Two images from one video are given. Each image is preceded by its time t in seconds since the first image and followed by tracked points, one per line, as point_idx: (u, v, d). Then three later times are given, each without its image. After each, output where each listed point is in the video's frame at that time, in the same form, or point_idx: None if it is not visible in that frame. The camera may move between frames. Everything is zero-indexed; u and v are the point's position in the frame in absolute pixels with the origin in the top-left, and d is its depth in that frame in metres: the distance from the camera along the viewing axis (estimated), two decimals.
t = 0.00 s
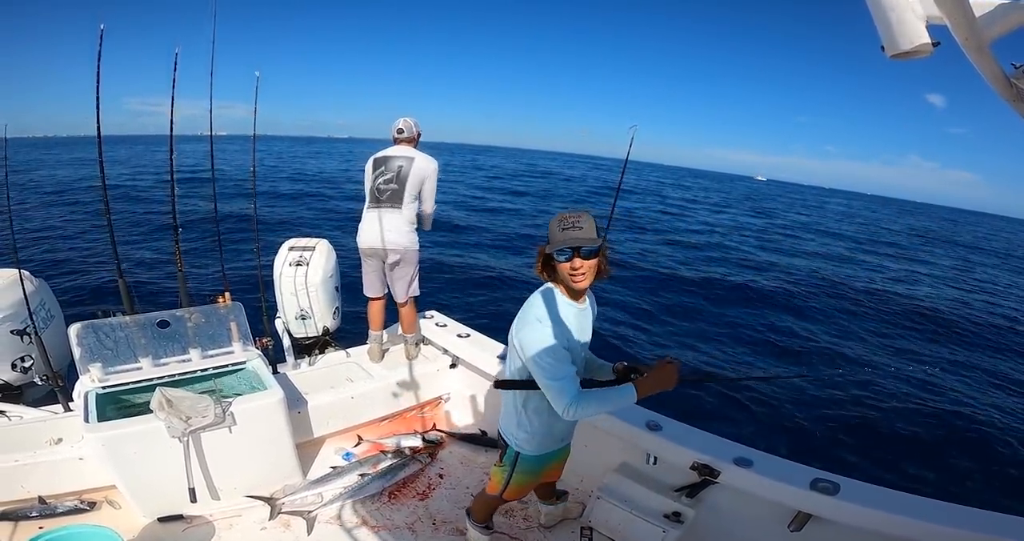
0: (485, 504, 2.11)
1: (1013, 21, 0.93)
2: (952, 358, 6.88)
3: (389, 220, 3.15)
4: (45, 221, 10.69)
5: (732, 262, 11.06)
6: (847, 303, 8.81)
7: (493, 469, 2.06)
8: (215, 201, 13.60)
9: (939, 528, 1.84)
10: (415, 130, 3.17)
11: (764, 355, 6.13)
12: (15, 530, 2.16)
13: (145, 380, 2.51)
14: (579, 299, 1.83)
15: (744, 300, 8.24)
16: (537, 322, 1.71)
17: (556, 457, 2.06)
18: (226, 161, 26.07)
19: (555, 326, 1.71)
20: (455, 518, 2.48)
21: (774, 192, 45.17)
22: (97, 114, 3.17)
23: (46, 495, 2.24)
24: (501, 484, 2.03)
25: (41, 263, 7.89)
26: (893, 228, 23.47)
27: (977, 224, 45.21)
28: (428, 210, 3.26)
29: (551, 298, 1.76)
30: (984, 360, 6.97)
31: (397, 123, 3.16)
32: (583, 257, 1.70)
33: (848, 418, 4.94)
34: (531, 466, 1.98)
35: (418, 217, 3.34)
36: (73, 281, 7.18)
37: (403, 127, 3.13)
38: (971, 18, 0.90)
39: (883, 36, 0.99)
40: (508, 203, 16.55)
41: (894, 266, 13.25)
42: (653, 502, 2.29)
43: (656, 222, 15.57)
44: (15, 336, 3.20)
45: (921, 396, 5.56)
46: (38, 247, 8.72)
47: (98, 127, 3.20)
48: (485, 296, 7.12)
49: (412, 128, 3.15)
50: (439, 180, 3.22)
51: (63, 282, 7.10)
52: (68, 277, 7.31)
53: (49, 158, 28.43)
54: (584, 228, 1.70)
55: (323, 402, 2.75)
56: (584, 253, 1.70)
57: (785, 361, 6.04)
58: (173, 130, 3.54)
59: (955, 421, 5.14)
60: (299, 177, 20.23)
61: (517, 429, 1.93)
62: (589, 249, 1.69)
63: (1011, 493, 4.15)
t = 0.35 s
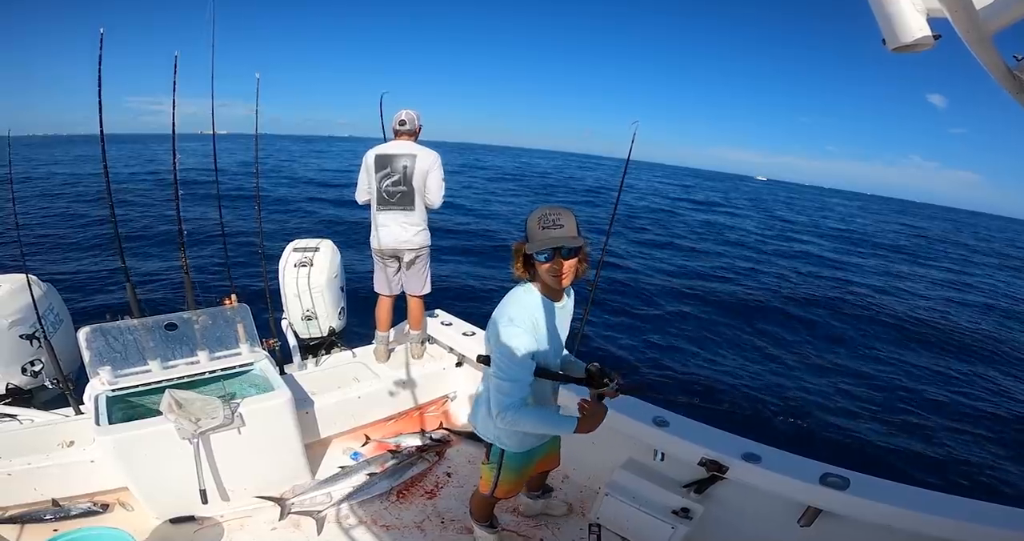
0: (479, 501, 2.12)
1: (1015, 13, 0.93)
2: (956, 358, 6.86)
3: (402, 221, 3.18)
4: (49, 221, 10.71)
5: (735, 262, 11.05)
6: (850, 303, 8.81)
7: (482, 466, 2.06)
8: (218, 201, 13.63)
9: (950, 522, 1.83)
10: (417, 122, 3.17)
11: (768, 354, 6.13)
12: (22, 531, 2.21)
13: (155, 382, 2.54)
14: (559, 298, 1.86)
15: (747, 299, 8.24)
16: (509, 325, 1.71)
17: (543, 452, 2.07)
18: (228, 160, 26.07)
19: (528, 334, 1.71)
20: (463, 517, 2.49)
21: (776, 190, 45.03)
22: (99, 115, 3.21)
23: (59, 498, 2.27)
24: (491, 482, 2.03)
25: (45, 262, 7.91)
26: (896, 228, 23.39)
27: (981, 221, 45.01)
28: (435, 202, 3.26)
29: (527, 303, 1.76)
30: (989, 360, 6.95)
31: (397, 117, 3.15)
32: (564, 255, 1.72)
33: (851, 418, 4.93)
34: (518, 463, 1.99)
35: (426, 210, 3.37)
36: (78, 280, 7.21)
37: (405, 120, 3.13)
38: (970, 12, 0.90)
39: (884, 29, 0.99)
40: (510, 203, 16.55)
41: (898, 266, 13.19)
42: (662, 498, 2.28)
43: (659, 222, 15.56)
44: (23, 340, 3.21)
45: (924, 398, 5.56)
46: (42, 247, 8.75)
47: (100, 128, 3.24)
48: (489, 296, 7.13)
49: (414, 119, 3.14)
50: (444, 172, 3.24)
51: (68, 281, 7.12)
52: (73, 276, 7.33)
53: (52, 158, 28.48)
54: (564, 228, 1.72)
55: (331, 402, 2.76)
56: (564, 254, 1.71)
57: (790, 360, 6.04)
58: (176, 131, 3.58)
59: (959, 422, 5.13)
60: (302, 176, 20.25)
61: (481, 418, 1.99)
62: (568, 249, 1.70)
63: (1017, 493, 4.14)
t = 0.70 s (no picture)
0: (481, 497, 2.12)
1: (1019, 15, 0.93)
2: (958, 359, 6.84)
3: (405, 228, 3.18)
4: (51, 219, 10.73)
5: (737, 262, 11.02)
6: (852, 304, 8.78)
7: (484, 461, 2.07)
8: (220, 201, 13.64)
9: (949, 525, 1.82)
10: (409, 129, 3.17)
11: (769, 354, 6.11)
12: (20, 529, 2.23)
13: (155, 379, 2.54)
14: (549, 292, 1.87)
15: (749, 299, 8.22)
16: (503, 322, 1.72)
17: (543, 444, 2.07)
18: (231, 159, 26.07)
19: (524, 331, 1.72)
20: (461, 517, 2.49)
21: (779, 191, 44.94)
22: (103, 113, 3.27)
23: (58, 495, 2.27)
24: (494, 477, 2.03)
25: (48, 262, 7.94)
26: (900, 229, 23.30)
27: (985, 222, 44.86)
28: (438, 204, 3.29)
29: (520, 300, 1.76)
30: (992, 362, 6.92)
31: (391, 124, 3.15)
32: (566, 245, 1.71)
33: (853, 420, 4.91)
34: (519, 456, 1.99)
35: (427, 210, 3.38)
36: (80, 278, 7.22)
37: (399, 122, 3.14)
38: (975, 12, 0.90)
39: (887, 31, 0.99)
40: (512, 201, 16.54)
41: (900, 267, 13.16)
42: (660, 499, 2.28)
43: (661, 222, 15.54)
44: (24, 336, 3.22)
45: (925, 400, 5.55)
46: (45, 245, 8.76)
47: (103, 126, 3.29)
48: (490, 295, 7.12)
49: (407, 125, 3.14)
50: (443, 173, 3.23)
51: (70, 279, 7.13)
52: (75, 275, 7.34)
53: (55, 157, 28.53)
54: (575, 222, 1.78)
55: (330, 401, 2.76)
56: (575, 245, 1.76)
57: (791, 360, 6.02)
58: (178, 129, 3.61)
59: (960, 425, 5.12)
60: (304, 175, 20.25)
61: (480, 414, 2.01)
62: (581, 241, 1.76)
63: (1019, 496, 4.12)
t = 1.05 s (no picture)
0: (483, 497, 2.11)
1: None
2: (962, 358, 6.79)
3: (408, 221, 3.18)
4: (51, 219, 10.73)
5: (738, 262, 10.99)
6: (853, 304, 8.76)
7: (484, 462, 2.06)
8: (221, 201, 13.64)
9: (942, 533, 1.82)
10: (401, 127, 3.18)
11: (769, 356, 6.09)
12: (12, 523, 2.21)
13: (147, 374, 2.52)
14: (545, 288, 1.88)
15: (750, 300, 8.19)
16: (508, 321, 1.71)
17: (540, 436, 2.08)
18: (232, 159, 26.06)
19: (529, 326, 1.73)
20: (453, 517, 2.47)
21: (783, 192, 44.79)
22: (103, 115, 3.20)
23: (45, 489, 2.26)
24: (497, 475, 2.03)
25: (48, 261, 7.94)
26: (904, 229, 23.21)
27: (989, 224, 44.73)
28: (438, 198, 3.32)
29: (522, 296, 1.75)
30: (995, 360, 6.88)
31: (388, 125, 3.17)
32: (565, 239, 1.75)
33: (855, 421, 4.87)
34: (521, 451, 1.99)
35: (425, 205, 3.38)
36: (80, 278, 7.23)
37: (393, 121, 3.16)
38: (981, 20, 0.89)
39: (892, 40, 0.98)
40: (512, 200, 16.52)
41: (903, 266, 13.10)
42: (651, 502, 2.27)
43: (662, 223, 15.49)
44: (18, 328, 3.21)
45: (927, 399, 5.51)
46: (46, 245, 8.78)
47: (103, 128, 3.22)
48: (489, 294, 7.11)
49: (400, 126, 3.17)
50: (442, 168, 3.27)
51: (70, 279, 7.14)
52: (75, 274, 7.35)
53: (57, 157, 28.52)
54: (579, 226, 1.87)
55: (325, 399, 2.75)
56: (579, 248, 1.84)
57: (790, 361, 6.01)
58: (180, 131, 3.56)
59: (962, 423, 5.08)
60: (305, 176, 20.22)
61: (486, 417, 1.99)
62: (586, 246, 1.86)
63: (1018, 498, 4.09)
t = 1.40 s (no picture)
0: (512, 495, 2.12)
1: None
2: (959, 361, 6.80)
3: (395, 212, 3.14)
4: (50, 219, 10.73)
5: (737, 262, 10.98)
6: (852, 307, 8.75)
7: (506, 463, 2.04)
8: (220, 201, 13.64)
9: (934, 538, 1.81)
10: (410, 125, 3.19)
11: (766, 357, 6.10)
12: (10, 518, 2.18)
13: (141, 369, 2.52)
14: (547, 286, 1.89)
15: (748, 301, 8.19)
16: (515, 315, 1.72)
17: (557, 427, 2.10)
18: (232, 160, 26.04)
19: (536, 319, 1.74)
20: (446, 516, 2.47)
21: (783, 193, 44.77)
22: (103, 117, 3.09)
23: (35, 484, 2.25)
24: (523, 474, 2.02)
25: (46, 261, 7.94)
26: (904, 229, 23.19)
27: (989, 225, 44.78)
28: (427, 200, 3.30)
29: (527, 290, 1.77)
30: (992, 362, 6.88)
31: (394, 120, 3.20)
32: (571, 241, 1.77)
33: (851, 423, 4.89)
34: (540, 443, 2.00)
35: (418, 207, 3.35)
36: (78, 277, 7.22)
37: (401, 120, 3.17)
38: (982, 27, 0.89)
39: (894, 45, 0.97)
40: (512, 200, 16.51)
41: (902, 267, 13.10)
42: (644, 504, 2.27)
43: (662, 223, 15.49)
44: (13, 321, 3.21)
45: (924, 402, 5.52)
46: (44, 245, 8.78)
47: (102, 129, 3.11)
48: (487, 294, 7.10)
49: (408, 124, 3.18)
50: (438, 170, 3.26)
51: (68, 279, 7.14)
52: (73, 274, 7.35)
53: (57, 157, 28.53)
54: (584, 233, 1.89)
55: (319, 397, 2.74)
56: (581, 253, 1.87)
57: (787, 363, 6.01)
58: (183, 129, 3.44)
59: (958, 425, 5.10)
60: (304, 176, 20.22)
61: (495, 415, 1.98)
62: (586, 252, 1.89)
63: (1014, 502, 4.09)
